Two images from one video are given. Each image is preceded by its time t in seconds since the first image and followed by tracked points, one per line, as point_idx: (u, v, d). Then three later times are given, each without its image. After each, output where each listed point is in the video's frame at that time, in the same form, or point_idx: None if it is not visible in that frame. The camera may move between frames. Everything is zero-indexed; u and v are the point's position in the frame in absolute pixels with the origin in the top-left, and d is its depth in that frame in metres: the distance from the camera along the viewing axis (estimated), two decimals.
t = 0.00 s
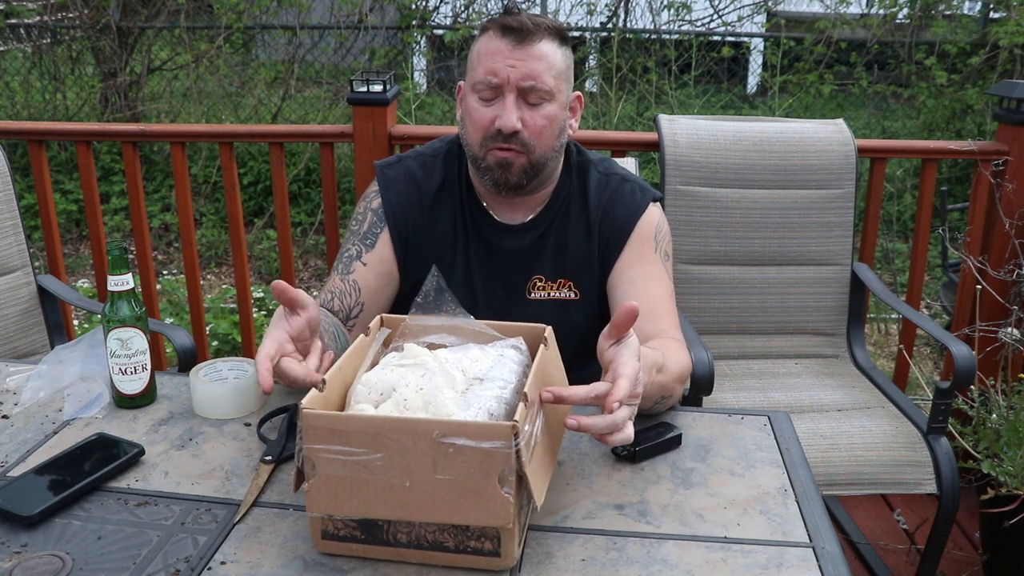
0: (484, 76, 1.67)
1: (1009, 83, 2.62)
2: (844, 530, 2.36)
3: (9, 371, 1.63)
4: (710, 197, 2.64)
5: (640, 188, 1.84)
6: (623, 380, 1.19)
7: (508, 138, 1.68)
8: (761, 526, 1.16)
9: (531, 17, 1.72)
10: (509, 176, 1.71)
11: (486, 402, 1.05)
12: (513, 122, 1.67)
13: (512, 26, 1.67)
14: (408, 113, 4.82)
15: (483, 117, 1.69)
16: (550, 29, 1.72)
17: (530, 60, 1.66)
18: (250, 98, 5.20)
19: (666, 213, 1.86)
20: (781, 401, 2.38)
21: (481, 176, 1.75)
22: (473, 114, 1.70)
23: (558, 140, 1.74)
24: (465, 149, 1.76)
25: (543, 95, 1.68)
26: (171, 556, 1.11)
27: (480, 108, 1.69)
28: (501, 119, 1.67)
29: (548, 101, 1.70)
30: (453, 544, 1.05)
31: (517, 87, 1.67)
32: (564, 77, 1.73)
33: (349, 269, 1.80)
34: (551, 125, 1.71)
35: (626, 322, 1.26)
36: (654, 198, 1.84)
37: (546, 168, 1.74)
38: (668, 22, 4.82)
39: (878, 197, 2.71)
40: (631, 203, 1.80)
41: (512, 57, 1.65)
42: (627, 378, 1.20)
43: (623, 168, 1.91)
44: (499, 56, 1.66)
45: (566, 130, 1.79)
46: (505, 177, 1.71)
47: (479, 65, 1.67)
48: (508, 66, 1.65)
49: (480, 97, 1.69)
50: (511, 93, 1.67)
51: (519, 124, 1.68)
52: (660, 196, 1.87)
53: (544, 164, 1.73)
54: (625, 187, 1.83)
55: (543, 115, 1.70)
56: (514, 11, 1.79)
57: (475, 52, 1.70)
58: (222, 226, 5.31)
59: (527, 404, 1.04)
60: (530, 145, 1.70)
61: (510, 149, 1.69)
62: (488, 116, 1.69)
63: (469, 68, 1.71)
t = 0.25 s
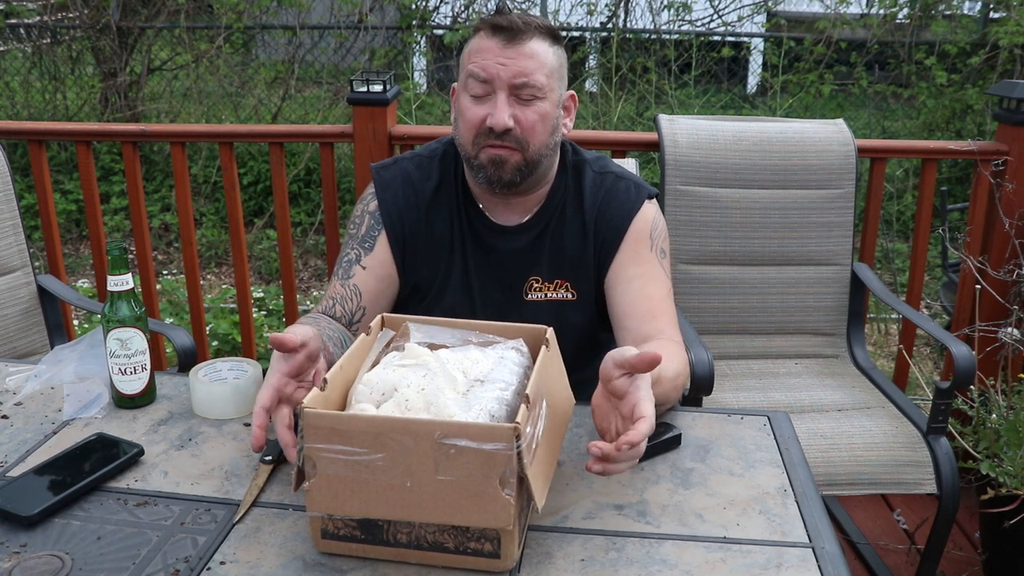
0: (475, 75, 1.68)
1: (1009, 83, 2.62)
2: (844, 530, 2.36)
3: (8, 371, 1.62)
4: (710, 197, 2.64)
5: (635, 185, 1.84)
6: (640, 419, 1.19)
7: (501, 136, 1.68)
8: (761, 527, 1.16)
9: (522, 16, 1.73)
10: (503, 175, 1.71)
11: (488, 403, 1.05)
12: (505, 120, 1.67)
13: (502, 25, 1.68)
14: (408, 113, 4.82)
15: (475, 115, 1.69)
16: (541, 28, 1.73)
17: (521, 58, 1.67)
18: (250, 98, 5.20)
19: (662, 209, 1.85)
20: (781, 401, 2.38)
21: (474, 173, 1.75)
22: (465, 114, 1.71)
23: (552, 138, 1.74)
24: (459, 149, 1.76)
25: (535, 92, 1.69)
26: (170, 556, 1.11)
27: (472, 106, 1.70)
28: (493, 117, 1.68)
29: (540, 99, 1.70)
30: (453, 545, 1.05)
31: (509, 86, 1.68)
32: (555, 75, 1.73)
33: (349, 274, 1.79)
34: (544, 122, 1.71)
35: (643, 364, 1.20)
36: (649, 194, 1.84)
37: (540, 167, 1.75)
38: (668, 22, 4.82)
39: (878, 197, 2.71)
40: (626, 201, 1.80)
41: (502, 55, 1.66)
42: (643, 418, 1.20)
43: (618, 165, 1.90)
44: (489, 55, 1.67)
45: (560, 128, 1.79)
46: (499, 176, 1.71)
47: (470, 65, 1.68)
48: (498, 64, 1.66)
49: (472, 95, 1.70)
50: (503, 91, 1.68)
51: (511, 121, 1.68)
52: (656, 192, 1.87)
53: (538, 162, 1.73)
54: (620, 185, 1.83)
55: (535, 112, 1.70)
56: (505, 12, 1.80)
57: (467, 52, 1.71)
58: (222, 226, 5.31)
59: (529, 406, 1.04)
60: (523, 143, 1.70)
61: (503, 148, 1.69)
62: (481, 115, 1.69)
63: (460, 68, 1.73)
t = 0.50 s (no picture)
0: (469, 67, 1.69)
1: (1008, 83, 2.62)
2: (844, 530, 2.37)
3: (8, 371, 1.62)
4: (710, 197, 2.64)
5: (632, 183, 1.84)
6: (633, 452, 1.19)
7: (497, 126, 1.69)
8: (761, 527, 1.16)
9: (514, 12, 1.75)
10: (502, 169, 1.70)
11: (488, 403, 1.05)
12: (502, 109, 1.68)
13: (493, 18, 1.70)
14: (408, 113, 4.82)
15: (470, 107, 1.70)
16: (533, 22, 1.75)
17: (514, 49, 1.68)
18: (250, 98, 5.20)
19: (660, 208, 1.85)
20: (781, 401, 2.38)
21: (473, 174, 1.75)
22: (460, 107, 1.71)
23: (547, 129, 1.75)
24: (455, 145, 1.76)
25: (529, 82, 1.70)
26: (171, 556, 1.11)
27: (468, 99, 1.71)
28: (489, 108, 1.68)
29: (534, 89, 1.71)
30: (453, 545, 1.05)
31: (503, 76, 1.68)
32: (549, 67, 1.74)
33: (348, 271, 1.79)
34: (539, 112, 1.72)
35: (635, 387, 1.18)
36: (646, 192, 1.83)
37: (537, 160, 1.74)
38: (668, 22, 4.82)
39: (879, 197, 2.71)
40: (624, 199, 1.79)
41: (495, 46, 1.68)
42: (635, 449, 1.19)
43: (615, 164, 1.90)
44: (482, 47, 1.68)
45: (555, 122, 1.79)
46: (497, 170, 1.71)
47: (463, 58, 1.69)
48: (491, 55, 1.67)
49: (467, 89, 1.71)
50: (497, 82, 1.69)
51: (507, 111, 1.69)
52: (653, 190, 1.87)
53: (535, 154, 1.73)
54: (617, 183, 1.83)
55: (530, 102, 1.71)
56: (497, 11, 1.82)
57: (460, 48, 1.73)
58: (222, 226, 5.31)
59: (529, 406, 1.04)
60: (520, 133, 1.70)
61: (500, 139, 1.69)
62: (476, 107, 1.70)
63: (454, 64, 1.74)
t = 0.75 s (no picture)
0: (456, 75, 1.68)
1: (1009, 83, 2.62)
2: (844, 530, 2.37)
3: (8, 371, 1.62)
4: (710, 197, 2.64)
5: (626, 181, 1.83)
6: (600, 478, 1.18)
7: (487, 133, 1.68)
8: (761, 526, 1.16)
9: (499, 15, 1.73)
10: (494, 173, 1.70)
11: (488, 403, 1.05)
12: (491, 117, 1.67)
13: (479, 23, 1.68)
14: (408, 113, 4.82)
15: (459, 115, 1.70)
16: (519, 24, 1.73)
17: (500, 55, 1.67)
18: (250, 98, 5.21)
19: (655, 205, 1.84)
20: (781, 401, 2.38)
21: (465, 177, 1.74)
22: (450, 114, 1.71)
23: (538, 132, 1.74)
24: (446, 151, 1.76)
25: (517, 87, 1.69)
26: (170, 556, 1.11)
27: (457, 107, 1.70)
28: (478, 115, 1.68)
29: (523, 94, 1.70)
30: (453, 545, 1.05)
31: (490, 82, 1.68)
32: (537, 70, 1.73)
33: (342, 273, 1.79)
34: (530, 116, 1.71)
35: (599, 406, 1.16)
36: (640, 189, 1.83)
37: (530, 164, 1.74)
38: (668, 22, 4.82)
39: (879, 197, 2.71)
40: (618, 198, 1.79)
41: (481, 52, 1.67)
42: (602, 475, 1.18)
43: (609, 162, 1.90)
44: (467, 53, 1.67)
45: (547, 123, 1.78)
46: (489, 177, 1.70)
47: (450, 65, 1.69)
48: (477, 62, 1.66)
49: (456, 96, 1.70)
50: (485, 89, 1.68)
51: (496, 118, 1.68)
52: (648, 187, 1.86)
53: (527, 158, 1.73)
54: (611, 182, 1.82)
55: (519, 107, 1.70)
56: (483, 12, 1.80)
57: (446, 54, 1.72)
58: (222, 226, 5.31)
59: (530, 407, 1.04)
60: (511, 137, 1.70)
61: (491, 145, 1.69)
62: (465, 115, 1.69)
63: (442, 70, 1.73)
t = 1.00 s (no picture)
0: (450, 77, 1.68)
1: (1009, 83, 2.62)
2: (844, 530, 2.37)
3: (8, 371, 1.63)
4: (710, 197, 2.64)
5: (622, 179, 1.83)
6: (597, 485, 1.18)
7: (482, 135, 1.68)
8: (761, 526, 1.16)
9: (493, 15, 1.72)
10: (490, 176, 1.70)
11: (488, 403, 1.05)
12: (485, 119, 1.67)
13: (472, 25, 1.68)
14: (408, 113, 4.81)
15: (454, 116, 1.69)
16: (513, 25, 1.73)
17: (494, 56, 1.67)
18: (250, 98, 5.21)
19: (650, 202, 1.84)
20: (781, 401, 2.38)
21: (459, 179, 1.75)
22: (444, 117, 1.70)
23: (533, 133, 1.74)
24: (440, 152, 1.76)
25: (511, 88, 1.69)
26: (171, 556, 1.11)
27: (451, 108, 1.70)
28: (472, 118, 1.68)
29: (517, 95, 1.70)
30: (453, 545, 1.05)
31: (484, 84, 1.68)
32: (531, 70, 1.73)
33: (337, 274, 1.80)
34: (524, 118, 1.71)
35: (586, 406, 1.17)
36: (637, 186, 1.82)
37: (525, 165, 1.74)
38: (668, 22, 4.82)
39: (879, 197, 2.71)
40: (614, 196, 1.79)
41: (475, 54, 1.66)
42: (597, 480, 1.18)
43: (604, 160, 1.90)
44: (461, 55, 1.67)
45: (541, 124, 1.79)
46: (484, 178, 1.71)
47: (443, 66, 1.68)
48: (471, 63, 1.66)
49: (450, 97, 1.70)
50: (479, 90, 1.68)
51: (490, 120, 1.68)
52: (643, 184, 1.86)
53: (522, 160, 1.73)
54: (606, 180, 1.82)
55: (514, 109, 1.70)
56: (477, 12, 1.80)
57: (440, 55, 1.71)
58: (222, 226, 5.30)
59: (530, 408, 1.04)
60: (506, 140, 1.70)
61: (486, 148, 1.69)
62: (459, 117, 1.69)
63: (435, 72, 1.72)
